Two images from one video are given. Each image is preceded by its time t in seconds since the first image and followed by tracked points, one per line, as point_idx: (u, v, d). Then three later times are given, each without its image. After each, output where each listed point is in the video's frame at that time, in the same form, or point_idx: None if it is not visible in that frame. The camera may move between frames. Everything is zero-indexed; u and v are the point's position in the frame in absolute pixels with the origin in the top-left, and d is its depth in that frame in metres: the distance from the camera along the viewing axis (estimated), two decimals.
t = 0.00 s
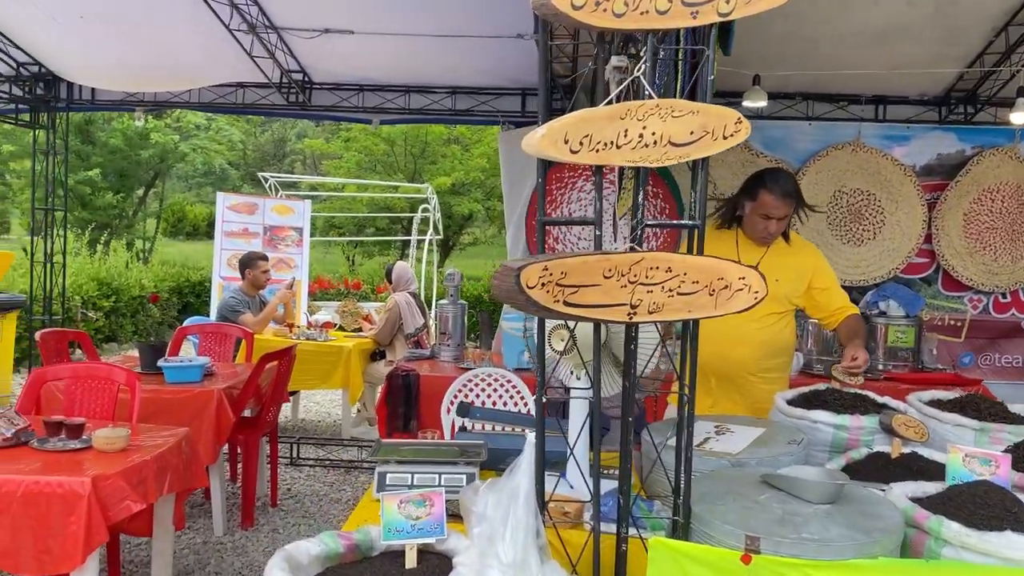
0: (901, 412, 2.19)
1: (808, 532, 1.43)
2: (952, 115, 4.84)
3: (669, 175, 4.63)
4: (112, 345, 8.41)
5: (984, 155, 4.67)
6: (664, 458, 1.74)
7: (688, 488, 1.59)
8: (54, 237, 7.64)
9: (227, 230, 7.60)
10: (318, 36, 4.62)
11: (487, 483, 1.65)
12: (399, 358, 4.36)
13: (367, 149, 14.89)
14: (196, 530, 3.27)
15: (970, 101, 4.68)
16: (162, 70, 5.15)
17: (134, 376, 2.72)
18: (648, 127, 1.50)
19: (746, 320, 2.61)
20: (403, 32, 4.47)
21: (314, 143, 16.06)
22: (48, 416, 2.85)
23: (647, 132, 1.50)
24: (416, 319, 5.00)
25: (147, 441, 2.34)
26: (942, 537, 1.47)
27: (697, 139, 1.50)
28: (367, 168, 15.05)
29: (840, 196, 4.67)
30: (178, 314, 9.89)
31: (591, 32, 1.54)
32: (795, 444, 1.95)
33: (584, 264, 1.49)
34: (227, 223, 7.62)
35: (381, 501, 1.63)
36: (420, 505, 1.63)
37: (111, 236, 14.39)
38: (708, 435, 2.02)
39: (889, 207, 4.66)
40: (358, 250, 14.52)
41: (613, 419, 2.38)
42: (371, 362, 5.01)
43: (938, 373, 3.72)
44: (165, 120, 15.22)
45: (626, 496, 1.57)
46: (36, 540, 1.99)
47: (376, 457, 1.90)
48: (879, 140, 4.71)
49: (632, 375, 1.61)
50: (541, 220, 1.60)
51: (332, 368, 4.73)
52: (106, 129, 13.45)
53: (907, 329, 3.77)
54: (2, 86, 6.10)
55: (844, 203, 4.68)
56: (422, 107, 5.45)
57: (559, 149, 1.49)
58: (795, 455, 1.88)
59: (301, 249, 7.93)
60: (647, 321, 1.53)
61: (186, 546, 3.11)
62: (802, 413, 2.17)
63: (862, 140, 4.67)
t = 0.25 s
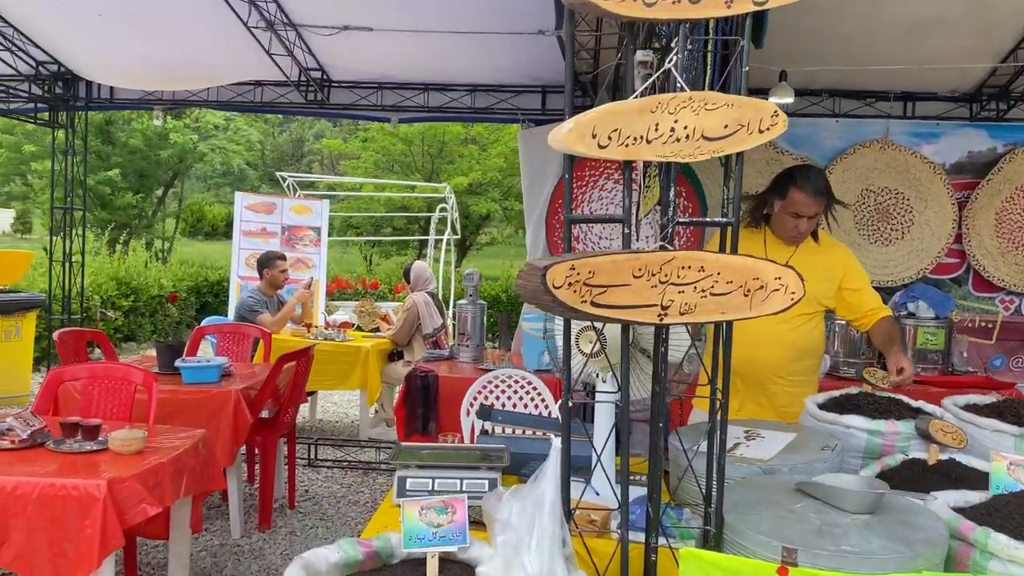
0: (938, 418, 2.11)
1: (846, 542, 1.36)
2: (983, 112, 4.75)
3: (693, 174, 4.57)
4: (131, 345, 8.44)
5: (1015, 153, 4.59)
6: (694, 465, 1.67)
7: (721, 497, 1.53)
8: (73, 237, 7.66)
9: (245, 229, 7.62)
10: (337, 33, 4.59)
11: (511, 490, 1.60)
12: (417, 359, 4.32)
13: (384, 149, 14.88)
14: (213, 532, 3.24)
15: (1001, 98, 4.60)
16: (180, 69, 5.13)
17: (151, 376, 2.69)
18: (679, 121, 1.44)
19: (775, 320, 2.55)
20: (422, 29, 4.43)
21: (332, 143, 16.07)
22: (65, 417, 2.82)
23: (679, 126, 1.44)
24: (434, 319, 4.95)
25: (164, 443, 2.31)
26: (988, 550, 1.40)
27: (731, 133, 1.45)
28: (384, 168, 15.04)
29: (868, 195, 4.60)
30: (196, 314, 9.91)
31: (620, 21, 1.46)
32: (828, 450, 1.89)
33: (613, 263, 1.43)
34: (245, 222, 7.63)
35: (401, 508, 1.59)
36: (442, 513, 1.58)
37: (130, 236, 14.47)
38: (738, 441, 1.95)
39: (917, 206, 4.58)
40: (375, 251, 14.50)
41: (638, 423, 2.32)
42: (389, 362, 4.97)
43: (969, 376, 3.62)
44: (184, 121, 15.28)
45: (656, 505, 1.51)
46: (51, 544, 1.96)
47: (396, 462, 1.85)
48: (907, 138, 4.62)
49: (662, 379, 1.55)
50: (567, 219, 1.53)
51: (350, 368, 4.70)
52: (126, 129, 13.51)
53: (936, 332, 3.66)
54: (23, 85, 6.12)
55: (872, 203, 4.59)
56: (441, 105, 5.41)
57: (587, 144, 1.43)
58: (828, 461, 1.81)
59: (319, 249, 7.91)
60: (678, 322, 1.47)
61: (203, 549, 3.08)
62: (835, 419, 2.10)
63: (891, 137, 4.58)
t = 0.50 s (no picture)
0: (985, 429, 2.01)
1: (898, 565, 1.28)
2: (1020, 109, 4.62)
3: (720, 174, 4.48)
4: (152, 344, 8.45)
5: None
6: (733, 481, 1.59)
7: (760, 515, 1.45)
8: (94, 237, 7.67)
9: (266, 229, 7.61)
10: (357, 31, 4.54)
11: (538, 505, 1.52)
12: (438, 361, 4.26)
13: (404, 149, 14.85)
14: (231, 538, 3.19)
15: None
16: (200, 67, 5.10)
17: (168, 379, 2.64)
18: (718, 116, 1.36)
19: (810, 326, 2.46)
20: (443, 26, 4.37)
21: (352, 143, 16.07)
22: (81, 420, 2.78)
23: (717, 122, 1.36)
24: (455, 321, 4.88)
25: (180, 449, 2.26)
26: None
27: (773, 129, 1.36)
28: (404, 168, 15.01)
29: (901, 194, 4.49)
30: (217, 314, 9.92)
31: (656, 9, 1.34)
32: (870, 463, 1.80)
33: (647, 266, 1.35)
34: (265, 222, 7.62)
35: (423, 524, 1.53)
36: (465, 528, 1.52)
37: (152, 235, 14.53)
38: (774, 453, 1.87)
39: (953, 206, 4.46)
40: (395, 251, 14.48)
41: (666, 432, 2.23)
42: (409, 364, 4.91)
43: (1008, 381, 3.50)
44: (205, 121, 15.34)
45: (692, 522, 1.43)
46: (64, 553, 1.91)
47: (417, 473, 1.79)
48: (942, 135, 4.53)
49: (699, 391, 1.47)
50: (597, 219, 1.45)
51: (370, 370, 4.64)
52: (148, 129, 13.56)
53: (972, 336, 3.59)
54: (44, 85, 6.12)
55: (905, 202, 4.48)
56: (462, 104, 5.34)
57: (618, 140, 1.36)
58: (871, 474, 1.72)
59: (339, 249, 7.88)
60: (717, 330, 1.38)
61: (221, 555, 3.03)
62: (876, 429, 2.01)
63: (925, 135, 4.49)
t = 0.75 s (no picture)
0: None
1: None
2: None
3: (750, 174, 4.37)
4: (175, 344, 8.47)
5: None
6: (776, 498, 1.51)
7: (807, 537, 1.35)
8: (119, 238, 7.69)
9: (288, 230, 7.60)
10: (380, 29, 4.49)
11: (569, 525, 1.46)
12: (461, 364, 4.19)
13: (427, 149, 14.82)
14: (251, 544, 3.14)
15: None
16: (222, 67, 5.07)
17: (187, 385, 2.59)
18: (763, 115, 1.28)
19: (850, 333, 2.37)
20: (467, 24, 4.30)
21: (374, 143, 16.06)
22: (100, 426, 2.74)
23: (763, 121, 1.29)
24: (477, 323, 4.83)
25: (199, 458, 2.21)
26: None
27: (822, 128, 1.28)
28: (426, 168, 14.98)
29: (939, 194, 4.35)
30: (240, 315, 9.92)
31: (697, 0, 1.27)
32: (919, 480, 1.70)
33: (687, 274, 1.28)
34: (288, 222, 7.61)
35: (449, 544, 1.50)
36: (493, 549, 1.49)
37: (177, 235, 14.60)
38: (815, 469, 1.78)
39: (994, 206, 4.31)
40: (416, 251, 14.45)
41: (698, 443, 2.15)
42: (431, 367, 4.84)
43: None
44: (229, 121, 15.40)
45: (734, 545, 1.36)
46: (80, 565, 1.86)
47: (442, 487, 1.72)
48: (982, 134, 4.41)
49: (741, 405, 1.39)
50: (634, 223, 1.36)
51: (392, 373, 4.58)
52: (173, 130, 13.63)
53: (1015, 342, 3.45)
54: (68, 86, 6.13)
55: (944, 202, 4.34)
56: (486, 103, 5.27)
57: (657, 141, 1.28)
58: (920, 493, 1.63)
59: (361, 249, 7.81)
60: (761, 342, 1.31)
61: (240, 562, 2.98)
62: (922, 442, 1.90)
63: (965, 134, 4.38)
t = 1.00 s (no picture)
0: None
1: None
2: None
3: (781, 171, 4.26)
4: (200, 342, 8.50)
5: None
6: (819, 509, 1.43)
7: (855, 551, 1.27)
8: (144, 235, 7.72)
9: (312, 228, 7.60)
10: (404, 23, 4.45)
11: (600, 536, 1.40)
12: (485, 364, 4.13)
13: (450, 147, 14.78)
14: (273, 546, 3.10)
15: None
16: (246, 64, 5.06)
17: (208, 384, 2.55)
18: (812, 103, 1.21)
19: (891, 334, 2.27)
20: (492, 17, 4.25)
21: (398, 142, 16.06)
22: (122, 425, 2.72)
23: (810, 109, 1.21)
24: (501, 322, 4.77)
25: (219, 459, 2.16)
26: None
27: (874, 117, 1.21)
28: (449, 166, 14.94)
29: (982, 192, 4.31)
30: (264, 313, 9.94)
31: None
32: (969, 489, 1.61)
33: (729, 273, 1.21)
34: (312, 220, 7.61)
35: (475, 551, 1.45)
36: (521, 558, 1.44)
37: (202, 233, 14.69)
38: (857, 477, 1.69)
39: None
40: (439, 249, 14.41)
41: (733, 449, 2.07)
42: (455, 366, 4.79)
43: None
44: (254, 119, 15.46)
45: (778, 560, 1.28)
46: (97, 569, 1.82)
47: (466, 493, 1.66)
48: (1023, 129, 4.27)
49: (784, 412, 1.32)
50: (671, 219, 1.28)
51: (415, 372, 4.54)
52: (199, 129, 13.71)
53: None
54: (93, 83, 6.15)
55: (986, 200, 4.30)
56: (511, 98, 5.22)
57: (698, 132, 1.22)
58: (972, 503, 1.54)
59: (385, 248, 7.77)
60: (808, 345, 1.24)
61: (262, 563, 2.94)
62: (970, 449, 1.81)
63: (1006, 129, 4.25)
